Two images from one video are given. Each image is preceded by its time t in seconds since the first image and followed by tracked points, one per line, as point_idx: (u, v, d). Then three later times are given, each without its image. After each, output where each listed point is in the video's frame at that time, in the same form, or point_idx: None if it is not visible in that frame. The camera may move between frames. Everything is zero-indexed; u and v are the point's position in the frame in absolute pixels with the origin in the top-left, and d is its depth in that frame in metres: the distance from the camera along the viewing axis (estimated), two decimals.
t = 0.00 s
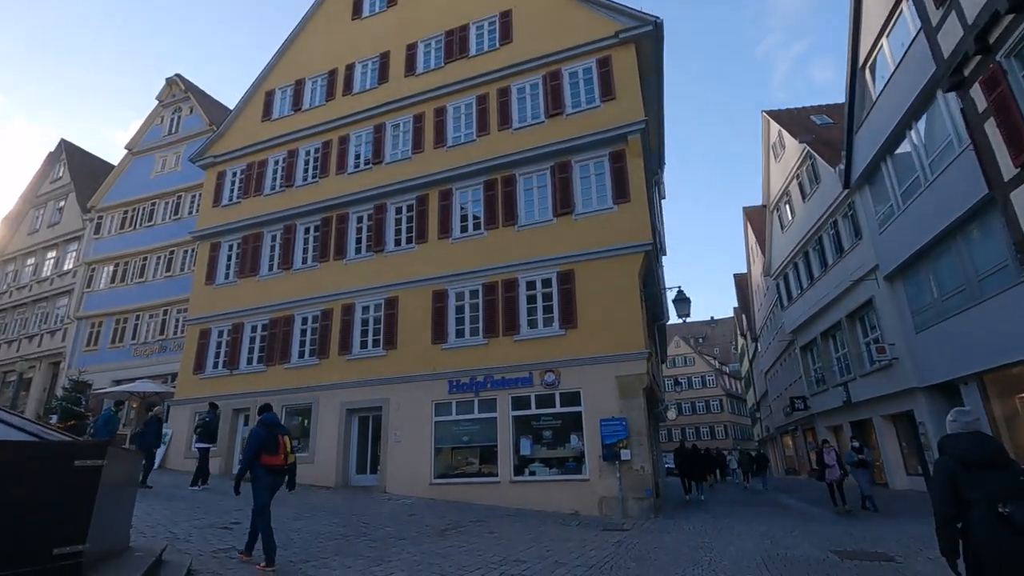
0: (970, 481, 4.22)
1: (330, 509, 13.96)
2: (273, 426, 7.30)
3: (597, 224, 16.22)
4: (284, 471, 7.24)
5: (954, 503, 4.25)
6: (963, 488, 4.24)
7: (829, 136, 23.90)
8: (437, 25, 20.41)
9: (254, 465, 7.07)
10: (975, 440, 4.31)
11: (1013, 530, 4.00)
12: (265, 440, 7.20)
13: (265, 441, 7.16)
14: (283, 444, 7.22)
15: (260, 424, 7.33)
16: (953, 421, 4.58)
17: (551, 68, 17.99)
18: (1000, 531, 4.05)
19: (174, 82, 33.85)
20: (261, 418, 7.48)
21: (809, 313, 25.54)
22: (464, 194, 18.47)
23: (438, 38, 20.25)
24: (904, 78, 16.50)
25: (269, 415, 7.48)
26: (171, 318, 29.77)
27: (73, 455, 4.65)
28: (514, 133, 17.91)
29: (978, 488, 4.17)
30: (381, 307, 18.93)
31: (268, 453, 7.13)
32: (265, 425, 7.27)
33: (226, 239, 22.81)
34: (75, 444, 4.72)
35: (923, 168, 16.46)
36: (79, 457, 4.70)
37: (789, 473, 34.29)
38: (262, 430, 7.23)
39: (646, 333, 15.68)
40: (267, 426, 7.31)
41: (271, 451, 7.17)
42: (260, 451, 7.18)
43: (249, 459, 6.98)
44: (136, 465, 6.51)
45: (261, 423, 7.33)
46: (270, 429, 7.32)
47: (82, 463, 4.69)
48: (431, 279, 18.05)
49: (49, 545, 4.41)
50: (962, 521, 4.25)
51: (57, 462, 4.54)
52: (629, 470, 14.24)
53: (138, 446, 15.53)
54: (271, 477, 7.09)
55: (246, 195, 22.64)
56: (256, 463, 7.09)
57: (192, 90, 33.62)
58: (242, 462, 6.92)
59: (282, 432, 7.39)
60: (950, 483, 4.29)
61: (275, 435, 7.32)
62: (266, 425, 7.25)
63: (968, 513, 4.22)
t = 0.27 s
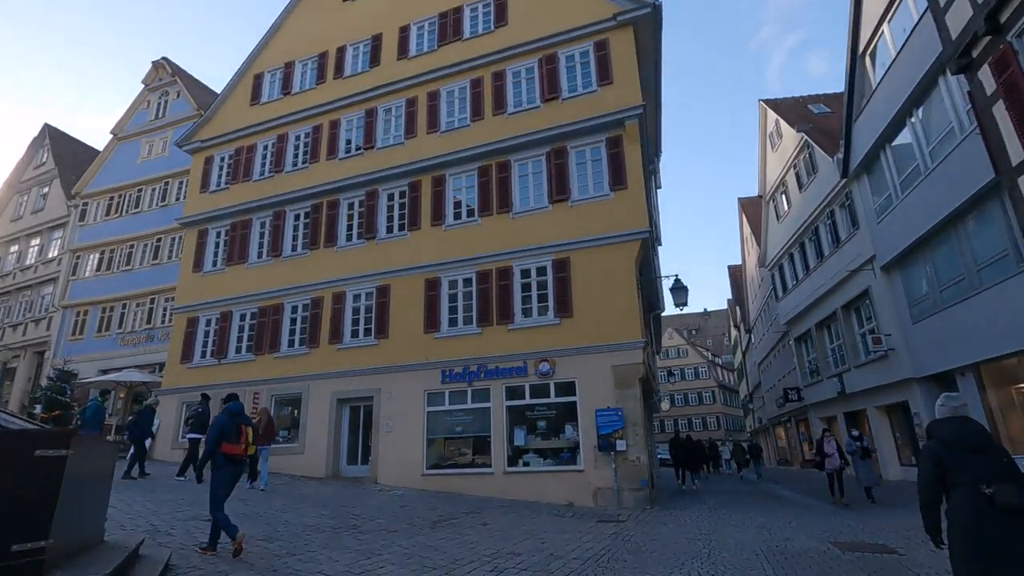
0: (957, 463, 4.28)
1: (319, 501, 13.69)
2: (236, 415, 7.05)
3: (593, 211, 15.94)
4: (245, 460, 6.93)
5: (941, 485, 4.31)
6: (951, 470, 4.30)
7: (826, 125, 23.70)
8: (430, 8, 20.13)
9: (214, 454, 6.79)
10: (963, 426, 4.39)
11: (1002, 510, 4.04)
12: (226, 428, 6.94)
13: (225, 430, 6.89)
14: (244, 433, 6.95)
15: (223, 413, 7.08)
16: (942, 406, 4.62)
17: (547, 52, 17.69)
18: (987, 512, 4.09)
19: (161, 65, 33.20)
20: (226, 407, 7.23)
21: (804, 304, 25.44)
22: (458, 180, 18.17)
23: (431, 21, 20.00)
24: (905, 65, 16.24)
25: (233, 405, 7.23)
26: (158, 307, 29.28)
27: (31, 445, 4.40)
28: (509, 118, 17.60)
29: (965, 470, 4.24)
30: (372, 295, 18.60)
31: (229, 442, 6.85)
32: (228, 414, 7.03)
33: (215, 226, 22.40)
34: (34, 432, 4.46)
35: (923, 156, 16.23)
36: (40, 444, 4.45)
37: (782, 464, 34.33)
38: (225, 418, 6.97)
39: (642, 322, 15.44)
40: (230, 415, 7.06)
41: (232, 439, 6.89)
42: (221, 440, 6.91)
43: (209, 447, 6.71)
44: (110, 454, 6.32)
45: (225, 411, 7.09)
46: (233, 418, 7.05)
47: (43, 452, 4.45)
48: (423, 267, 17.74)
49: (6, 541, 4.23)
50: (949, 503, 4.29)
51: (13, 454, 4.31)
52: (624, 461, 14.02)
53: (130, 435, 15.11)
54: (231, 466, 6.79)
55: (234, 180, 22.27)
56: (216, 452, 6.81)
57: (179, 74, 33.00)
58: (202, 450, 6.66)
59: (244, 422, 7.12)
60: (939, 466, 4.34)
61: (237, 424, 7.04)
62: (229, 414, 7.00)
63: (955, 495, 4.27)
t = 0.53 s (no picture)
0: (956, 462, 4.38)
1: (312, 496, 13.43)
2: (208, 405, 6.85)
3: (593, 201, 15.70)
4: (218, 450, 6.82)
5: (939, 484, 4.43)
6: (950, 470, 4.40)
7: (826, 117, 23.50)
8: None
9: (185, 445, 6.63)
10: (958, 426, 4.48)
11: (998, 508, 4.10)
12: (198, 418, 6.75)
13: (197, 421, 6.70)
14: (217, 425, 6.79)
15: (193, 402, 6.85)
16: (949, 408, 4.67)
17: (545, 40, 17.44)
18: (984, 510, 4.16)
19: (151, 53, 32.70)
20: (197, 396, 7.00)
21: (802, 298, 25.31)
22: (454, 170, 17.93)
23: (427, 9, 19.81)
24: (908, 55, 16.01)
25: (204, 394, 7.01)
26: (149, 299, 28.90)
27: None
28: (507, 107, 17.36)
29: (964, 468, 4.32)
30: (367, 287, 18.31)
31: (201, 433, 6.69)
32: (200, 404, 6.82)
33: (206, 217, 22.07)
34: None
35: (925, 147, 15.99)
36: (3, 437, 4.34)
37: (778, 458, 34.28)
38: (196, 409, 6.76)
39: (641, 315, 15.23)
40: (201, 404, 6.86)
41: (204, 430, 6.73)
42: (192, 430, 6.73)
43: (181, 440, 6.54)
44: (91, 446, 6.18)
45: (196, 401, 6.86)
46: (204, 407, 6.85)
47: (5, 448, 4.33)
48: (418, 259, 17.47)
49: None
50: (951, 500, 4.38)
51: None
52: (622, 455, 13.81)
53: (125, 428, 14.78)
54: (203, 458, 6.66)
55: (226, 170, 21.98)
56: (187, 443, 6.65)
57: (171, 62, 32.51)
58: (173, 443, 6.48)
59: (217, 412, 6.94)
60: (939, 467, 4.46)
61: (208, 413, 6.86)
62: (201, 404, 6.80)
63: (954, 494, 4.36)
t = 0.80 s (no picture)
0: (965, 449, 4.38)
1: (307, 491, 13.18)
2: (176, 396, 6.81)
3: (594, 192, 15.43)
4: (188, 443, 6.78)
5: (951, 471, 4.39)
6: (961, 457, 4.38)
7: (829, 108, 23.25)
8: None
9: (155, 438, 6.56)
10: (970, 414, 4.46)
11: (1005, 495, 4.10)
12: (166, 410, 6.70)
13: (166, 412, 6.65)
14: (187, 416, 6.75)
15: (161, 395, 6.80)
16: (961, 396, 4.63)
17: (546, 27, 17.17)
18: (991, 497, 4.16)
19: (145, 43, 32.30)
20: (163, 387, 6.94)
21: (803, 292, 25.10)
22: (452, 160, 17.65)
23: None
24: (915, 43, 15.73)
25: (171, 385, 6.95)
26: (143, 292, 28.55)
27: None
28: (506, 96, 17.09)
29: (973, 457, 4.32)
30: (363, 279, 18.03)
31: (171, 425, 6.64)
32: (167, 395, 6.77)
33: (200, 208, 21.75)
34: None
35: (931, 138, 15.73)
36: None
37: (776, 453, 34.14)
38: (165, 401, 6.71)
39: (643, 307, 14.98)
40: (169, 397, 6.82)
41: (174, 422, 6.68)
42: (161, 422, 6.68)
43: (151, 432, 6.48)
44: (73, 442, 6.24)
45: (163, 393, 6.81)
46: (173, 399, 6.82)
47: None
48: (416, 251, 17.19)
49: None
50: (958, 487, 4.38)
51: None
52: (624, 450, 13.58)
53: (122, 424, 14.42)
54: (173, 450, 6.62)
55: (220, 160, 21.67)
56: (157, 435, 6.58)
57: (165, 52, 32.11)
58: (143, 435, 6.41)
59: (185, 403, 6.90)
60: (948, 453, 4.46)
61: (177, 405, 6.82)
62: (169, 396, 6.74)
63: (964, 482, 4.34)
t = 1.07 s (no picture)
0: (979, 453, 4.64)
1: (305, 487, 12.95)
2: (145, 389, 6.83)
3: (597, 183, 15.14)
4: (160, 435, 6.71)
5: (967, 472, 4.62)
6: (974, 459, 4.64)
7: (835, 100, 22.92)
8: None
9: (124, 430, 6.52)
10: (983, 420, 4.75)
11: (1017, 494, 4.44)
12: (136, 403, 6.71)
13: (135, 404, 6.65)
14: (156, 407, 6.72)
15: (131, 390, 6.83)
16: (964, 404, 5.00)
17: (548, 15, 16.86)
18: (1007, 498, 4.47)
19: (141, 34, 31.94)
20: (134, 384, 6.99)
21: (807, 286, 24.82)
22: (452, 151, 17.35)
23: None
24: (926, 31, 15.39)
25: (142, 381, 6.98)
26: (140, 286, 28.27)
27: None
28: (508, 86, 16.79)
29: (988, 459, 4.60)
30: (362, 273, 17.74)
31: (140, 417, 6.60)
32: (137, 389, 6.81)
33: (196, 200, 21.44)
34: None
35: (941, 129, 15.40)
36: None
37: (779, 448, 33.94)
38: (133, 394, 6.72)
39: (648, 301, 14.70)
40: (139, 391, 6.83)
41: (143, 414, 6.65)
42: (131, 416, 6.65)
43: (119, 423, 6.45)
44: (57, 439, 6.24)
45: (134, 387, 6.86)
46: (143, 394, 6.82)
47: None
48: (416, 244, 16.90)
49: None
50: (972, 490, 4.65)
51: None
52: (628, 446, 13.33)
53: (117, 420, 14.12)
54: (144, 441, 6.55)
55: (216, 152, 21.36)
56: (127, 428, 6.55)
57: (161, 43, 31.75)
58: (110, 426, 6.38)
59: (155, 397, 6.90)
60: (963, 456, 4.69)
61: (147, 399, 6.81)
62: (138, 389, 6.76)
63: (978, 484, 4.61)
